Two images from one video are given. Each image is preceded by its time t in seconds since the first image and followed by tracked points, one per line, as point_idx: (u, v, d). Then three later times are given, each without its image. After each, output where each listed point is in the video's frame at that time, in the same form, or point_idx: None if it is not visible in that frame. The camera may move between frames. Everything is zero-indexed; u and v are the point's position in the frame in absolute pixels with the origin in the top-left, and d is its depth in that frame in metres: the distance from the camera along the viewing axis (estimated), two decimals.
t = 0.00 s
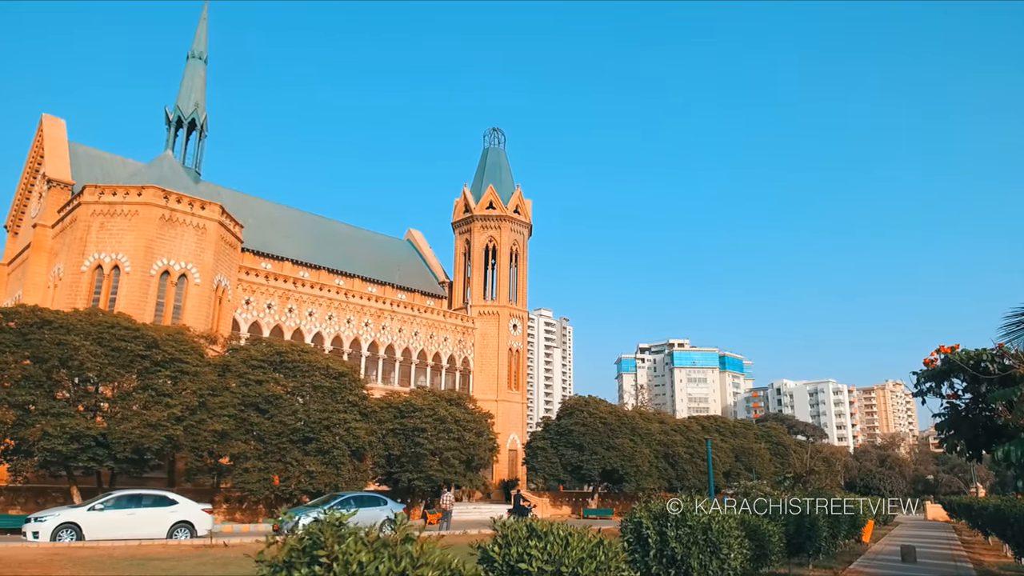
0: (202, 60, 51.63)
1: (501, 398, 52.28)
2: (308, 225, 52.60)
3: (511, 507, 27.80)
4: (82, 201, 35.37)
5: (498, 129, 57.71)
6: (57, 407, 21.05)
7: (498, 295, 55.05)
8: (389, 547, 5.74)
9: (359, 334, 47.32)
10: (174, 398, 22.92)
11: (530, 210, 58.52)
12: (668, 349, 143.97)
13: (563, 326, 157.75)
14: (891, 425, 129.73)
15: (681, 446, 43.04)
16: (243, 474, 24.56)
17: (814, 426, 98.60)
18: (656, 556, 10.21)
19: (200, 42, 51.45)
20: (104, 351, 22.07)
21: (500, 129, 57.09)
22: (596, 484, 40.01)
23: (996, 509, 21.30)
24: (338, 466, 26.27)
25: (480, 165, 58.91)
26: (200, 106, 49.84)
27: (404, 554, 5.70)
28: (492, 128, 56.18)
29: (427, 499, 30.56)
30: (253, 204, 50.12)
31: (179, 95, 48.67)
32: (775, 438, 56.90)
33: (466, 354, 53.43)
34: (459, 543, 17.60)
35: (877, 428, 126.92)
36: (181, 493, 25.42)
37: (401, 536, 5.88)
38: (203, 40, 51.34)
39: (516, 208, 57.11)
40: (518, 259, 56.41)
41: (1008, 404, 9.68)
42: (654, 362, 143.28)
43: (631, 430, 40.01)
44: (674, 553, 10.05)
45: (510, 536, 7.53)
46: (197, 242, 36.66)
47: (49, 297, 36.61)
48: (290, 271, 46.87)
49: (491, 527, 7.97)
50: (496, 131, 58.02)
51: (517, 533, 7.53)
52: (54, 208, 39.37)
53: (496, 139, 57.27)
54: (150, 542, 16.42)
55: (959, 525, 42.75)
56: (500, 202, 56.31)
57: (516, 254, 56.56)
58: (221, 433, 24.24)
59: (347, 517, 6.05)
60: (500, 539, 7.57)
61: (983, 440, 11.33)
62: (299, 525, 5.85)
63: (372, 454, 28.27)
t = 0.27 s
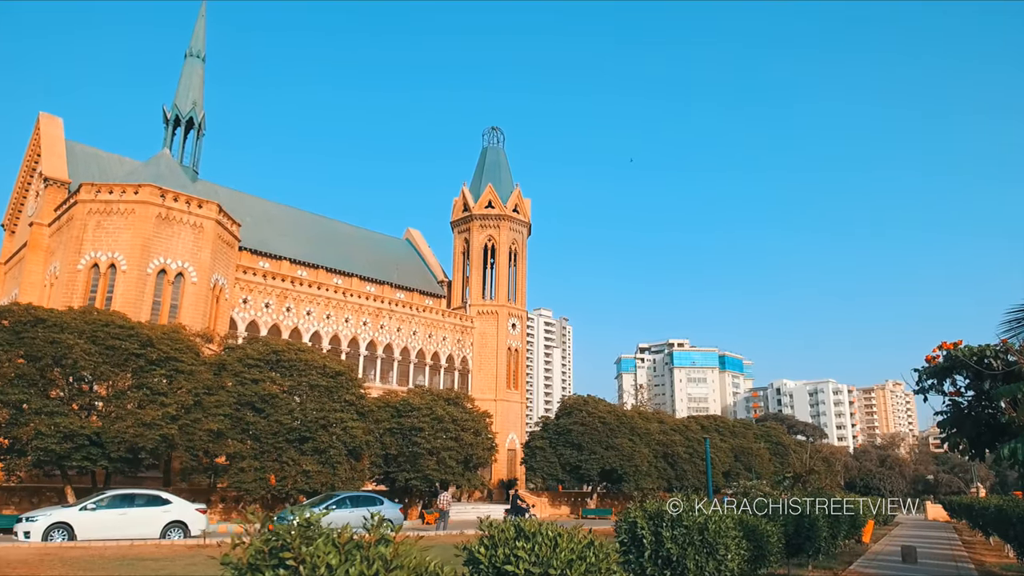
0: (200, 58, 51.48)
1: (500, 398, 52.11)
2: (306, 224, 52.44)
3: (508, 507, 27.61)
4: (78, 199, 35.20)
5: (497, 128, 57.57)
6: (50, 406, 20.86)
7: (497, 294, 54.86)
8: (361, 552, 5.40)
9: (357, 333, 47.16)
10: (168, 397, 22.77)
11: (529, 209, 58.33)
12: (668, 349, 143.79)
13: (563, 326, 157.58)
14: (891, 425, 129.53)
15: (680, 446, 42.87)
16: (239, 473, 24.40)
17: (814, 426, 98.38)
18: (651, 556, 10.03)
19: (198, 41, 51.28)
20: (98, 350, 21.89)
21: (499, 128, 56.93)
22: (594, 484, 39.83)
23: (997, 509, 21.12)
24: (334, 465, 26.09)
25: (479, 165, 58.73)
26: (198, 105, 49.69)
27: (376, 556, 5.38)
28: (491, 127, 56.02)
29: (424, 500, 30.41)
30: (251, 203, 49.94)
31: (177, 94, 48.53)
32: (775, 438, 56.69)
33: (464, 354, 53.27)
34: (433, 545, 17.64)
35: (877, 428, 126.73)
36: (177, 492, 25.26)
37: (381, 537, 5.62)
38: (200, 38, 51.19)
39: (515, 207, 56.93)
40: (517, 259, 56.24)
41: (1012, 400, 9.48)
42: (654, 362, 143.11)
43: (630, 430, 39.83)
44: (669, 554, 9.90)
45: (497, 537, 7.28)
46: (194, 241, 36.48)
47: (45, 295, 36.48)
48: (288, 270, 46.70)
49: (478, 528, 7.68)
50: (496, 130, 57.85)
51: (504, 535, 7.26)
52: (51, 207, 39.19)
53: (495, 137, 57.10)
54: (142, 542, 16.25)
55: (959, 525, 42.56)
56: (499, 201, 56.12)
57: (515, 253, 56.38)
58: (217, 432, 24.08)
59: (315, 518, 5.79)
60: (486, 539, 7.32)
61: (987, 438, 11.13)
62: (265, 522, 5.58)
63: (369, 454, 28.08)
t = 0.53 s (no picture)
0: (198, 57, 51.34)
1: (500, 398, 51.94)
2: (304, 223, 52.28)
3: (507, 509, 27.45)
4: (75, 198, 35.06)
5: (497, 127, 57.44)
6: (44, 406, 20.70)
7: (496, 294, 54.69)
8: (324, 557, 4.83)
9: (356, 333, 46.99)
10: (164, 397, 22.61)
11: (528, 209, 58.16)
12: (668, 349, 143.61)
13: (563, 326, 157.45)
14: (892, 425, 129.29)
15: (680, 446, 42.70)
16: (235, 474, 24.24)
17: (814, 426, 98.16)
18: (646, 561, 9.90)
19: (196, 40, 51.15)
20: (92, 350, 21.73)
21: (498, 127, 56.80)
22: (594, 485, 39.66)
23: (999, 510, 20.93)
24: (331, 465, 25.91)
25: (478, 164, 58.59)
26: (196, 104, 49.54)
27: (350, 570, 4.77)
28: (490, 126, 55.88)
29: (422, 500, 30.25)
30: (249, 203, 49.78)
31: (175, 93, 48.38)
32: (775, 438, 56.53)
33: (463, 354, 53.10)
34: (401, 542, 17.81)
35: (878, 428, 126.52)
36: (173, 493, 25.10)
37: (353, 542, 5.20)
38: (198, 38, 51.05)
39: (514, 206, 56.78)
40: (516, 258, 56.07)
41: (1018, 399, 9.28)
42: (654, 362, 142.94)
43: (629, 430, 39.66)
44: (665, 559, 9.77)
45: (483, 543, 6.98)
46: (191, 240, 36.31)
47: (42, 295, 36.32)
48: (286, 270, 46.54)
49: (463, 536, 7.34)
50: (495, 129, 57.73)
51: (489, 541, 6.97)
52: (48, 206, 39.03)
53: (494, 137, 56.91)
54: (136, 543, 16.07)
55: (961, 525, 42.39)
56: (498, 200, 55.97)
57: (514, 253, 56.22)
58: (213, 433, 23.92)
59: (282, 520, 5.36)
60: (472, 546, 7.03)
61: (991, 439, 10.94)
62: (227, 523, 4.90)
63: (366, 455, 27.91)
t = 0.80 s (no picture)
0: (197, 56, 51.20)
1: (499, 398, 51.78)
2: (303, 222, 52.12)
3: (504, 509, 27.30)
4: (72, 197, 34.91)
5: (496, 126, 57.29)
6: (37, 405, 20.53)
7: (494, 293, 54.53)
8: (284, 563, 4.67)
9: (354, 332, 46.83)
10: (158, 396, 22.43)
11: (527, 208, 57.99)
12: (668, 349, 143.41)
13: (563, 326, 157.27)
14: (892, 425, 129.03)
15: (680, 446, 42.53)
16: (231, 474, 24.09)
17: (814, 426, 97.91)
18: (638, 562, 9.84)
19: (194, 38, 50.99)
20: (86, 349, 21.54)
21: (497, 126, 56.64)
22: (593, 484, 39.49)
23: (1001, 510, 20.77)
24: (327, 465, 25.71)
25: (477, 163, 58.43)
26: (194, 103, 49.40)
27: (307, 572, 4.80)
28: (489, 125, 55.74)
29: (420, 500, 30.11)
30: (247, 202, 49.62)
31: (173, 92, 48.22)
32: (775, 438, 56.34)
33: (462, 353, 52.94)
34: (386, 543, 17.81)
35: (878, 428, 126.32)
36: (169, 493, 24.96)
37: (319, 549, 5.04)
38: (197, 36, 50.89)
39: (513, 205, 56.61)
40: (515, 258, 55.91)
41: (1020, 397, 9.11)
42: (654, 362, 142.77)
43: (628, 430, 39.47)
44: (658, 560, 9.65)
45: (464, 543, 6.79)
46: (188, 239, 36.14)
47: (38, 294, 36.17)
48: (284, 269, 46.38)
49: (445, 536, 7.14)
50: (494, 128, 57.57)
51: (471, 541, 6.76)
52: (44, 205, 38.88)
53: (494, 135, 56.72)
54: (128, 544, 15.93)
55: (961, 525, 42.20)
56: (497, 199, 55.81)
57: (514, 252, 56.06)
58: (208, 433, 23.74)
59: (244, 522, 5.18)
60: (453, 547, 6.84)
61: (994, 437, 10.77)
62: (182, 528, 5.01)
63: (364, 455, 27.74)
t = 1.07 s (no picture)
0: (194, 54, 51.02)
1: (497, 398, 51.61)
2: (301, 222, 51.94)
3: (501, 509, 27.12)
4: (67, 195, 34.75)
5: (494, 125, 57.11)
6: (30, 405, 20.39)
7: (493, 293, 54.35)
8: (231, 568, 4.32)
9: (352, 332, 46.66)
10: (152, 396, 22.27)
11: (526, 207, 57.80)
12: (668, 349, 143.23)
13: (563, 326, 157.07)
14: (893, 425, 128.82)
15: (679, 445, 42.36)
16: (226, 474, 23.94)
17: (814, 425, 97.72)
18: (627, 564, 9.67)
19: (192, 37, 50.82)
20: (79, 348, 21.39)
21: (496, 125, 56.45)
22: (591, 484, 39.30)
23: (1000, 511, 20.61)
24: (322, 465, 25.53)
25: (476, 162, 58.24)
26: (191, 102, 49.23)
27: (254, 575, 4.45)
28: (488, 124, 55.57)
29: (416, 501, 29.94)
30: (245, 201, 49.42)
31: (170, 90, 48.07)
32: (774, 437, 56.17)
33: (461, 353, 52.76)
34: (380, 543, 17.66)
35: (878, 428, 126.15)
36: (163, 493, 24.80)
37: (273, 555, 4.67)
38: (194, 34, 50.71)
39: (512, 204, 56.41)
40: (514, 257, 55.72)
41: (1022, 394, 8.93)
42: (654, 362, 142.58)
43: (627, 429, 39.28)
44: (648, 562, 9.48)
45: (439, 547, 6.42)
46: (184, 238, 35.98)
47: (34, 293, 36.01)
48: (282, 269, 46.19)
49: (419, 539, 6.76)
50: (493, 127, 57.38)
51: (447, 545, 6.41)
52: (40, 204, 38.71)
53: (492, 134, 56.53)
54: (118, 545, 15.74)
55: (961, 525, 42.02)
56: (495, 198, 55.63)
57: (512, 252, 55.88)
58: (202, 432, 23.58)
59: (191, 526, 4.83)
60: (428, 551, 6.44)
61: (994, 436, 10.60)
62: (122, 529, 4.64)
63: (360, 455, 27.57)
